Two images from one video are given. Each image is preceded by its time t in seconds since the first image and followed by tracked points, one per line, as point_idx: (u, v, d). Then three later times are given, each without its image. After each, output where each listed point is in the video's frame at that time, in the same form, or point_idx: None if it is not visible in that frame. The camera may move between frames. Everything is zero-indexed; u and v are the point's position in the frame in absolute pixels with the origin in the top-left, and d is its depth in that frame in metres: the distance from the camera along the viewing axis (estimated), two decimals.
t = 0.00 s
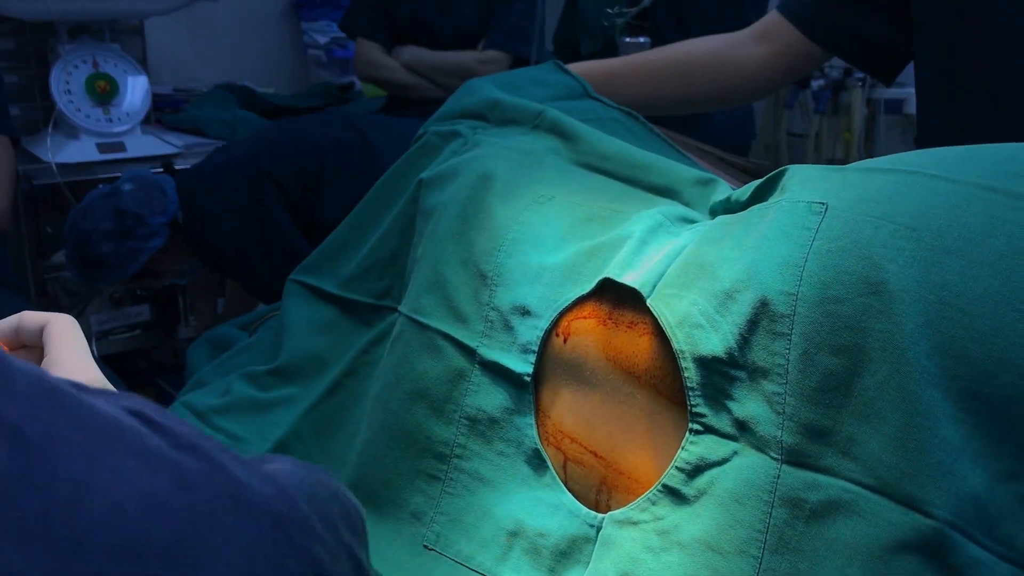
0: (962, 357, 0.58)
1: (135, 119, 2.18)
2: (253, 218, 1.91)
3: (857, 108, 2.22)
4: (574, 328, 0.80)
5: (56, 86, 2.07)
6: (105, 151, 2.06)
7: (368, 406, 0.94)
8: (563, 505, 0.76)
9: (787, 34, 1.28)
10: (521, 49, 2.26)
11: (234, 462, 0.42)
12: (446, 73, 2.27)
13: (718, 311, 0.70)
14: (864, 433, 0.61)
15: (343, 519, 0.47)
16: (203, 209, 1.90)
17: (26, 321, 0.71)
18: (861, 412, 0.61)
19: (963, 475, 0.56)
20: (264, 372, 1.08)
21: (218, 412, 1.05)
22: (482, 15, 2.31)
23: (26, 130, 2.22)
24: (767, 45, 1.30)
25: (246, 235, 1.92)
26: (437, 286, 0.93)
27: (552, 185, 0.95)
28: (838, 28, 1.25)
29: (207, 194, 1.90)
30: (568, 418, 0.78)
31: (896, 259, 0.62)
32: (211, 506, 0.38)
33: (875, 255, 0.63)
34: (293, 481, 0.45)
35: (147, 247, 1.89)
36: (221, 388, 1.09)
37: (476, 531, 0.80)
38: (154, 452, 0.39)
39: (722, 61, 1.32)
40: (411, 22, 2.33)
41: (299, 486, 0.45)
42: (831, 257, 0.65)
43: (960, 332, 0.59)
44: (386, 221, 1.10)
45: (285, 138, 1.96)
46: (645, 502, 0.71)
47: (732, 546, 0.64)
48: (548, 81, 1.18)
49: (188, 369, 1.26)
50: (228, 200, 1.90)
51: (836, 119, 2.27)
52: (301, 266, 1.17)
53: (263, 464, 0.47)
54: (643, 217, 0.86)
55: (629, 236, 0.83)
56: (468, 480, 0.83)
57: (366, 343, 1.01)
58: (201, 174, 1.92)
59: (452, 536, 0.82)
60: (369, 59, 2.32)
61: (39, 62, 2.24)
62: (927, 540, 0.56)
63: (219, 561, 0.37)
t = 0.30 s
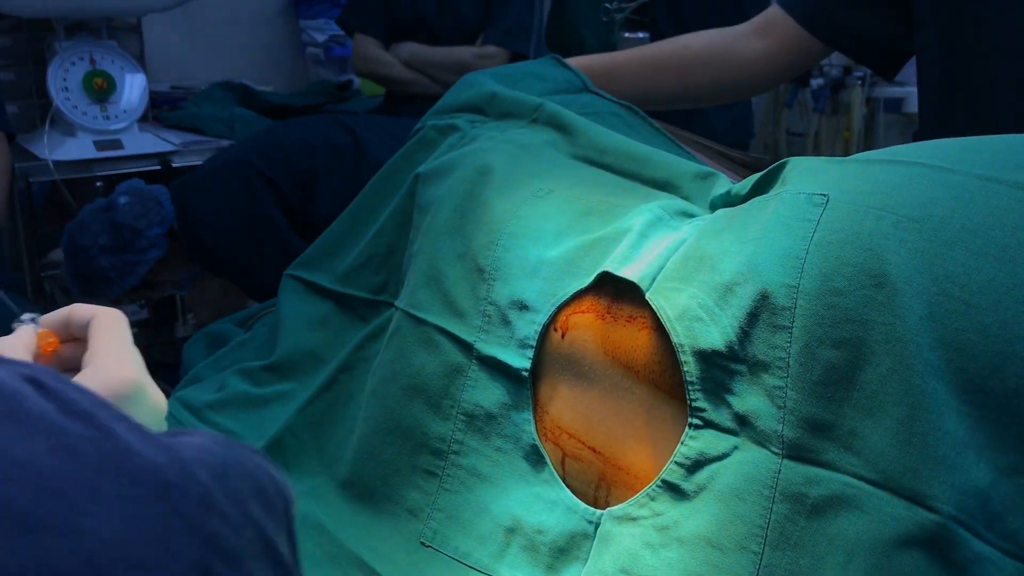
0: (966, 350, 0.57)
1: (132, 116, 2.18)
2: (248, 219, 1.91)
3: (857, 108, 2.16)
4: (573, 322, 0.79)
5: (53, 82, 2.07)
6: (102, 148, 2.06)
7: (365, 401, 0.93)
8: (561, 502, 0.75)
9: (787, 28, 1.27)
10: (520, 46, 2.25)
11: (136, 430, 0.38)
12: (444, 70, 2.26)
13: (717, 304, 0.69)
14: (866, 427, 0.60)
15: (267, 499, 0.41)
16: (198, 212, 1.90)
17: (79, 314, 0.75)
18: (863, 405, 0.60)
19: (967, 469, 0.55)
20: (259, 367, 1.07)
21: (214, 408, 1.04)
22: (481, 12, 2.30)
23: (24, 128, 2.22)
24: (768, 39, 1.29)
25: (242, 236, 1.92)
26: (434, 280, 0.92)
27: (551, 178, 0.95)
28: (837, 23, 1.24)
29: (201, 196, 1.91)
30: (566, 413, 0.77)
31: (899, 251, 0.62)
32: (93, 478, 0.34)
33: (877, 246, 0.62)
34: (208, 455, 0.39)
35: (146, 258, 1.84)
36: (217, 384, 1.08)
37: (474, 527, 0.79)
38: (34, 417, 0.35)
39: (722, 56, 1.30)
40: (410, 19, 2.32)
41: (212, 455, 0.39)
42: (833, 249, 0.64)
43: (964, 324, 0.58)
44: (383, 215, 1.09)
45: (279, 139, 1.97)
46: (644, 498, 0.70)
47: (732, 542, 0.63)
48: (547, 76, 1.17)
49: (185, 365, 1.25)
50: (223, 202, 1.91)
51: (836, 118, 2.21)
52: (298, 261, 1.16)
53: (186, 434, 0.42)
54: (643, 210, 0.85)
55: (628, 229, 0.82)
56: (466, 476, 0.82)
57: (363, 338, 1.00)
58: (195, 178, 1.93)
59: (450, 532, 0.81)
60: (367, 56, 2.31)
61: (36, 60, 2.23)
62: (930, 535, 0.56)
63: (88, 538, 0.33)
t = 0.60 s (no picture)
0: (988, 346, 0.57)
1: (136, 115, 2.18)
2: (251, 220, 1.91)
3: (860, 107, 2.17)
4: (587, 318, 0.78)
5: (57, 80, 2.06)
6: (106, 147, 2.07)
7: (376, 398, 0.93)
8: (574, 500, 0.75)
9: (796, 24, 1.27)
10: (525, 42, 2.24)
11: None
12: (449, 67, 2.25)
13: (735, 301, 0.68)
14: (887, 424, 0.59)
15: None
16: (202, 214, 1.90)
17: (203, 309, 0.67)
18: (883, 402, 0.60)
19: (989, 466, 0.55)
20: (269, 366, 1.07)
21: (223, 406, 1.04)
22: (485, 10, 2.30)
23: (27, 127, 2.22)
24: (777, 35, 1.29)
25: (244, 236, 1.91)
26: (446, 277, 0.91)
27: (562, 175, 0.94)
28: (847, 19, 1.23)
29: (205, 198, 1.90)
30: (580, 410, 0.77)
31: (919, 247, 0.61)
32: None
33: (897, 242, 0.62)
34: None
35: (151, 253, 1.82)
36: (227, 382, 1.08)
37: (486, 525, 0.79)
38: None
39: (731, 52, 1.30)
40: (414, 16, 2.32)
41: None
42: (852, 245, 0.64)
43: (985, 320, 0.57)
44: (392, 212, 1.09)
45: (283, 136, 1.96)
46: (659, 496, 0.69)
47: (750, 541, 0.62)
48: (556, 72, 1.17)
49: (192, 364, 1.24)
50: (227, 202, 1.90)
51: (840, 118, 2.24)
52: (306, 259, 1.16)
53: None
54: (657, 206, 0.84)
55: (642, 225, 0.82)
56: (478, 474, 0.82)
57: (373, 335, 1.00)
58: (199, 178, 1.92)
59: (462, 531, 0.80)
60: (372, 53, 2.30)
61: (39, 58, 2.22)
62: (953, 533, 0.55)
63: None
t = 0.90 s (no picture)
0: (991, 365, 0.57)
1: (140, 119, 2.18)
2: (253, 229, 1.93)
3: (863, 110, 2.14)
4: (591, 330, 0.79)
5: (60, 84, 2.06)
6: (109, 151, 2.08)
7: (379, 408, 0.93)
8: (577, 512, 0.75)
9: (801, 33, 1.28)
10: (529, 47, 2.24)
11: None
12: (453, 72, 2.25)
13: (739, 315, 0.69)
14: (890, 442, 0.59)
15: None
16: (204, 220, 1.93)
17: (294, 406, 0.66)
18: (886, 419, 0.60)
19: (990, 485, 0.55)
20: (273, 374, 1.07)
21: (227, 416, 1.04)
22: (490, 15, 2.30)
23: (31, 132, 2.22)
24: (781, 44, 1.29)
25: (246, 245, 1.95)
26: (450, 288, 0.91)
27: (566, 186, 0.94)
28: (849, 30, 1.24)
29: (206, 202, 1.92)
30: (583, 422, 0.77)
31: (923, 264, 0.61)
32: None
33: (902, 260, 0.62)
34: None
35: (148, 221, 1.88)
36: (231, 391, 1.08)
37: (489, 536, 0.79)
38: None
39: (735, 61, 1.31)
40: (418, 21, 2.32)
41: None
42: (856, 262, 0.64)
43: (989, 339, 0.58)
44: (396, 221, 1.09)
45: (285, 134, 1.95)
46: (662, 510, 0.70)
47: (752, 556, 0.63)
48: (560, 83, 1.17)
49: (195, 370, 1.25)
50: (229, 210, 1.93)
51: (842, 121, 2.20)
52: (311, 267, 1.16)
53: None
54: (661, 217, 0.84)
55: (647, 237, 0.82)
56: (480, 485, 0.82)
57: (377, 345, 1.00)
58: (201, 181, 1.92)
59: (465, 542, 0.80)
60: (377, 59, 2.31)
61: (43, 61, 2.23)
62: (955, 552, 0.55)
63: None
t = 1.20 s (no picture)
0: (1006, 370, 0.58)
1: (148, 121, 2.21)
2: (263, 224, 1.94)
3: (868, 111, 2.17)
4: (606, 332, 0.79)
5: (69, 87, 2.07)
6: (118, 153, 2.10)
7: (393, 409, 0.94)
8: (592, 512, 0.76)
9: (811, 37, 1.28)
10: (536, 49, 2.25)
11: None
12: (461, 74, 2.26)
13: (754, 318, 0.69)
14: (905, 445, 0.60)
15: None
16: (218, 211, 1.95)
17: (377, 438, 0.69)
18: (902, 423, 0.60)
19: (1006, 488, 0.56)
20: (287, 376, 1.08)
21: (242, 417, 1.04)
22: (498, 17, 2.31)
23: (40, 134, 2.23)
24: (791, 48, 1.30)
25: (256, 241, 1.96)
26: (464, 290, 0.92)
27: (579, 189, 0.95)
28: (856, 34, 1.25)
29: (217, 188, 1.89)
30: (597, 423, 0.78)
31: (939, 270, 0.62)
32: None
33: (918, 265, 0.63)
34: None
35: (154, 177, 1.90)
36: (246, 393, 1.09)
37: (504, 536, 0.80)
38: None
39: (745, 65, 1.31)
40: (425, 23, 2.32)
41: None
42: (872, 267, 0.65)
43: (1005, 344, 0.58)
44: (409, 224, 1.10)
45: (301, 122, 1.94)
46: (677, 510, 0.70)
47: (767, 556, 0.64)
48: (572, 86, 1.18)
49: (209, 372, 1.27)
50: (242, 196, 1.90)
51: (848, 122, 2.22)
52: (323, 269, 1.17)
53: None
54: (674, 220, 0.85)
55: (660, 239, 0.82)
56: (494, 485, 0.83)
57: (391, 346, 1.01)
58: (212, 164, 1.90)
59: (480, 541, 0.82)
60: (385, 62, 2.31)
61: (52, 64, 2.24)
62: (970, 554, 0.56)
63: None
